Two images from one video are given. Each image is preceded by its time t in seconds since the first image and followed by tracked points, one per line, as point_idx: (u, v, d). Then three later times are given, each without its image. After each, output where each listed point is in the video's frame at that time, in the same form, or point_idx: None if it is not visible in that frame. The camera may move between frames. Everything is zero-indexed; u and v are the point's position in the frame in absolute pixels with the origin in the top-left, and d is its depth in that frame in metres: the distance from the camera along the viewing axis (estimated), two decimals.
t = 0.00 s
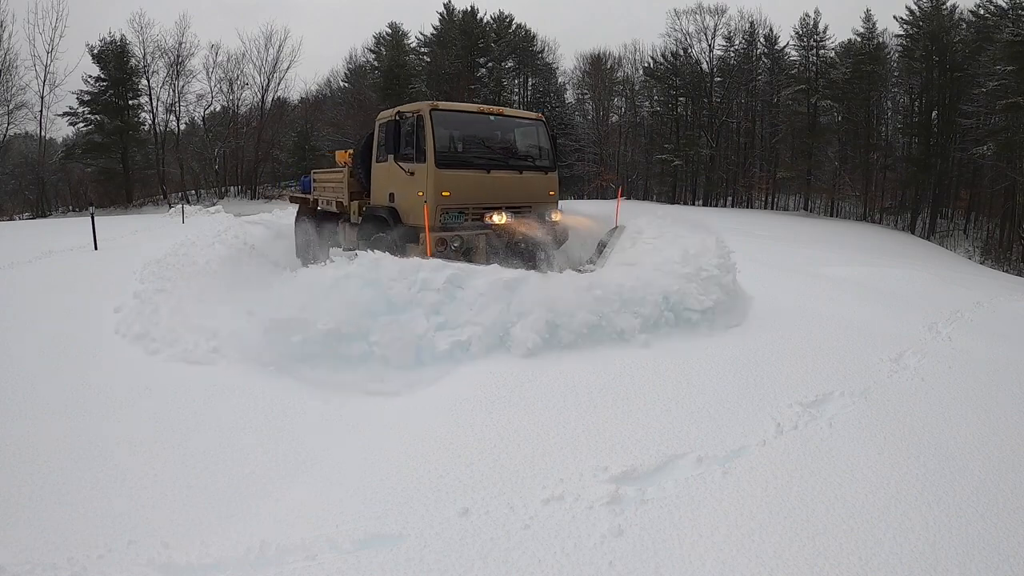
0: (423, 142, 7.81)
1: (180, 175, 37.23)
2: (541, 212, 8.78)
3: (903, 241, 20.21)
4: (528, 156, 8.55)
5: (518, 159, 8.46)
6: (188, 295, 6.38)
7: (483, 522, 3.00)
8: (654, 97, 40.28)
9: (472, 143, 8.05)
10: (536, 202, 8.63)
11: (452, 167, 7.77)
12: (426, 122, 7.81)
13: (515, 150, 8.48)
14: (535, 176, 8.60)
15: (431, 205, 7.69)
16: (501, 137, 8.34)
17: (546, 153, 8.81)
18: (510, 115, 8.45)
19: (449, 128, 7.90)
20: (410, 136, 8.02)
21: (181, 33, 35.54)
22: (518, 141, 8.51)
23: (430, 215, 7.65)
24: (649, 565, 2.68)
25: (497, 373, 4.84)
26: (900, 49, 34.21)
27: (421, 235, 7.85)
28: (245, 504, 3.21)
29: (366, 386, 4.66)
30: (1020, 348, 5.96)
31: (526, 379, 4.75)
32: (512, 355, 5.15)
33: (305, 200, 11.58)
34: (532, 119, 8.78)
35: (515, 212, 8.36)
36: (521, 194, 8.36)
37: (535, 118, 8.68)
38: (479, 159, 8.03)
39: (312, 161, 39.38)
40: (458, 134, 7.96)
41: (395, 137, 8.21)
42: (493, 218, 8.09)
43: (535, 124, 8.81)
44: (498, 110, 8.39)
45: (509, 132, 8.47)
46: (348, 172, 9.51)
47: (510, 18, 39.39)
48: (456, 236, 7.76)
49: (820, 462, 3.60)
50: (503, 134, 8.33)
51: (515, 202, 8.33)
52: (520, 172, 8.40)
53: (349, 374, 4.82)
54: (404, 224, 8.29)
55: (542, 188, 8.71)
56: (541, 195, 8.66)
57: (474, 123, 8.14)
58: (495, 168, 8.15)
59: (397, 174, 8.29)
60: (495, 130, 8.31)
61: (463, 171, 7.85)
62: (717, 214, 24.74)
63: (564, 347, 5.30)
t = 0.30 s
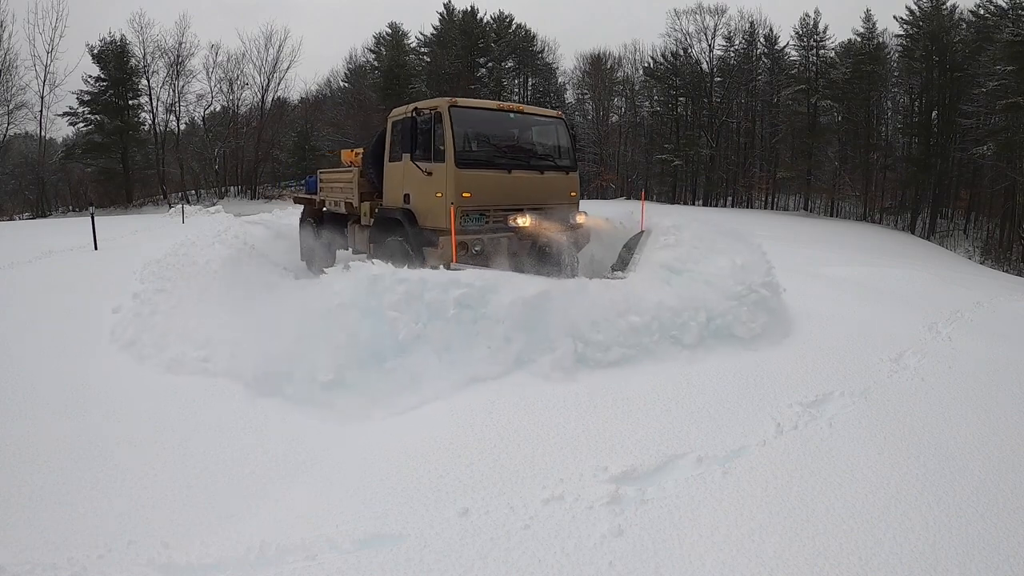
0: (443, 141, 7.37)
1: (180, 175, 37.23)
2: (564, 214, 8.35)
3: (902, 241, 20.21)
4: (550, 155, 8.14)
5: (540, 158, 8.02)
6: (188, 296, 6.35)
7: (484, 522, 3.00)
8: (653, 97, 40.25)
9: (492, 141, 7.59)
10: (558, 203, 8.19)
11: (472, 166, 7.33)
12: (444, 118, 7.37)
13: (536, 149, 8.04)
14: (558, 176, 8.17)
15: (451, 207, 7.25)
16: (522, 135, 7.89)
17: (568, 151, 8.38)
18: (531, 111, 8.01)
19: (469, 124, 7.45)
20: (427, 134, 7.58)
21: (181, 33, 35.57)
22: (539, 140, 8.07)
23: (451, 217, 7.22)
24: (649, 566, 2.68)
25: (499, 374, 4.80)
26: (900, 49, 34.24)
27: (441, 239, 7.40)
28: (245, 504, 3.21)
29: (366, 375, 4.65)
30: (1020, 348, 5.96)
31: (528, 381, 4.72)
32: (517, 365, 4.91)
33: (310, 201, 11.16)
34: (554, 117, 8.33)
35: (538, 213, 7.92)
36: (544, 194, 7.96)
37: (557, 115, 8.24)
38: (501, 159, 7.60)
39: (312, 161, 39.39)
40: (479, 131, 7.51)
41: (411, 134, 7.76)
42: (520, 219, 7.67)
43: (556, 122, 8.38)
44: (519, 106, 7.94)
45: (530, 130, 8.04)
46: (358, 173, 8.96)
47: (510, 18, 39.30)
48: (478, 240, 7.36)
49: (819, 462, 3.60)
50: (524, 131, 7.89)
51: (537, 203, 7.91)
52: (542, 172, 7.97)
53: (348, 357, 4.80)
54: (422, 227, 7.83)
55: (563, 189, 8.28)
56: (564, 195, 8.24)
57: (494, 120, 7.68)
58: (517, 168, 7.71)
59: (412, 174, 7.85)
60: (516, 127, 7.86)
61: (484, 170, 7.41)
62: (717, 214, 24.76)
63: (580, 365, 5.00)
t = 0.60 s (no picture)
0: (465, 140, 6.93)
1: (180, 175, 37.21)
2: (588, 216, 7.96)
3: (903, 241, 20.19)
4: (572, 156, 7.78)
5: (563, 159, 7.66)
6: (186, 296, 6.32)
7: (484, 522, 3.00)
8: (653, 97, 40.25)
9: (515, 140, 7.20)
10: (583, 205, 7.82)
11: (496, 168, 6.91)
12: (465, 116, 6.96)
13: (560, 149, 7.68)
14: (581, 178, 7.81)
15: (476, 210, 6.80)
16: (544, 134, 7.51)
17: (591, 152, 8.03)
18: (553, 110, 7.64)
19: (491, 123, 7.04)
20: (446, 133, 7.14)
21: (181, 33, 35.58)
22: (562, 140, 7.70)
23: (476, 222, 6.77)
24: (649, 566, 2.68)
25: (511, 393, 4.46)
26: (900, 49, 34.28)
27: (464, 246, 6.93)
28: (245, 504, 3.21)
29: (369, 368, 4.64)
30: (1020, 348, 5.95)
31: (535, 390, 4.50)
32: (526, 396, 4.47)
33: (316, 202, 10.71)
34: (576, 116, 7.99)
35: (563, 216, 7.54)
36: (566, 197, 7.59)
37: (579, 113, 7.89)
38: (524, 159, 7.19)
39: (312, 161, 39.38)
40: (502, 130, 7.09)
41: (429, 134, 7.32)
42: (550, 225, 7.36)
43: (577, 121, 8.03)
44: (541, 104, 7.58)
45: (552, 128, 7.66)
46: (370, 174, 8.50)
47: (511, 18, 39.20)
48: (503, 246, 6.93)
49: (819, 462, 3.60)
50: (546, 130, 7.53)
51: (560, 206, 7.51)
52: (565, 173, 7.60)
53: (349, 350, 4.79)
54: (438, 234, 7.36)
55: (587, 191, 7.93)
56: (589, 197, 7.89)
57: (516, 118, 7.28)
58: (540, 169, 7.33)
59: (430, 175, 7.40)
60: (539, 126, 7.47)
61: (508, 171, 7.00)
62: (717, 214, 24.74)
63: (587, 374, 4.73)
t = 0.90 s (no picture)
0: (489, 140, 6.57)
1: (180, 175, 37.17)
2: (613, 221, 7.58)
3: (903, 241, 20.17)
4: (599, 158, 7.41)
5: (589, 162, 7.29)
6: (187, 296, 6.31)
7: (483, 522, 3.00)
8: (653, 97, 40.23)
9: (542, 141, 6.83)
10: (609, 211, 7.43)
11: (523, 170, 6.52)
12: (490, 115, 6.60)
13: (586, 152, 7.32)
14: (609, 180, 7.43)
15: (502, 213, 6.40)
16: (570, 135, 7.15)
17: (618, 154, 7.66)
18: (580, 109, 7.29)
19: (516, 121, 6.67)
20: (468, 132, 6.78)
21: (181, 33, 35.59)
22: (588, 141, 7.34)
23: (502, 226, 6.38)
24: (649, 565, 2.68)
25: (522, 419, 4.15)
26: (900, 49, 34.30)
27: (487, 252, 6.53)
28: (245, 504, 3.21)
29: (373, 344, 4.67)
30: (1020, 348, 5.95)
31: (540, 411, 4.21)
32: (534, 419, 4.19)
33: (323, 203, 10.48)
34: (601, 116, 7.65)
35: (589, 221, 7.14)
36: (594, 201, 7.19)
37: (605, 113, 7.53)
38: (550, 161, 6.81)
39: (312, 161, 39.36)
40: (527, 129, 6.73)
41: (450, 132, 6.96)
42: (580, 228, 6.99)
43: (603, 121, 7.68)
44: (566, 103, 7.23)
45: (578, 129, 7.30)
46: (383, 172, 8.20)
47: (511, 18, 39.18)
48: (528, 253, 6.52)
49: (819, 462, 3.60)
50: (572, 130, 7.17)
51: (587, 210, 7.12)
52: (592, 176, 7.23)
53: (348, 338, 4.88)
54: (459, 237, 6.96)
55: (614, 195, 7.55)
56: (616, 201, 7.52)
57: (542, 117, 6.92)
58: (566, 172, 6.94)
59: (450, 177, 7.02)
60: (564, 127, 7.12)
61: (535, 173, 6.61)
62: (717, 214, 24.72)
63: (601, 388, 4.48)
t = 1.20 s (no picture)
0: (515, 139, 6.44)
1: (180, 175, 37.16)
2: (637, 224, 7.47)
3: (903, 241, 20.16)
4: (624, 160, 7.31)
5: (616, 163, 7.20)
6: (187, 296, 6.30)
7: (484, 522, 2.99)
8: (653, 97, 40.24)
9: (569, 140, 6.70)
10: (635, 214, 7.32)
11: (552, 170, 6.39)
12: (517, 113, 6.48)
13: (613, 153, 7.22)
14: (635, 183, 7.33)
15: (530, 215, 6.26)
16: (596, 135, 7.04)
17: (642, 155, 7.58)
18: (605, 109, 7.21)
19: (544, 120, 6.55)
20: (494, 130, 6.66)
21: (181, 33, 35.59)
22: (613, 141, 7.24)
23: (531, 228, 6.24)
24: (649, 565, 2.68)
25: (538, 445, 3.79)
26: (900, 49, 34.33)
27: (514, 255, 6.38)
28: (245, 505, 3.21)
29: (376, 349, 4.65)
30: (1020, 348, 5.94)
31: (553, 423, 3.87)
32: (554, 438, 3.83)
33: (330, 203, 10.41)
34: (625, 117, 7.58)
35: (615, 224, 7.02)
36: (620, 203, 7.08)
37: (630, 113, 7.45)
38: (578, 161, 6.68)
39: (312, 161, 39.40)
40: (555, 129, 6.61)
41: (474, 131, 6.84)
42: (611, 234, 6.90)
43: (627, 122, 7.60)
44: (591, 102, 7.13)
45: (605, 129, 7.20)
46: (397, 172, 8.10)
47: (511, 18, 39.15)
48: (557, 256, 6.37)
49: (819, 462, 3.61)
50: (598, 131, 7.07)
51: (612, 212, 7.00)
52: (619, 178, 7.12)
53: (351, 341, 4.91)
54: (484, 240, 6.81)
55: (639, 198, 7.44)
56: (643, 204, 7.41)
57: (568, 116, 6.80)
58: (594, 173, 6.82)
59: (474, 177, 6.89)
60: (591, 127, 7.02)
61: (563, 174, 6.47)
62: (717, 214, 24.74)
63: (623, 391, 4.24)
